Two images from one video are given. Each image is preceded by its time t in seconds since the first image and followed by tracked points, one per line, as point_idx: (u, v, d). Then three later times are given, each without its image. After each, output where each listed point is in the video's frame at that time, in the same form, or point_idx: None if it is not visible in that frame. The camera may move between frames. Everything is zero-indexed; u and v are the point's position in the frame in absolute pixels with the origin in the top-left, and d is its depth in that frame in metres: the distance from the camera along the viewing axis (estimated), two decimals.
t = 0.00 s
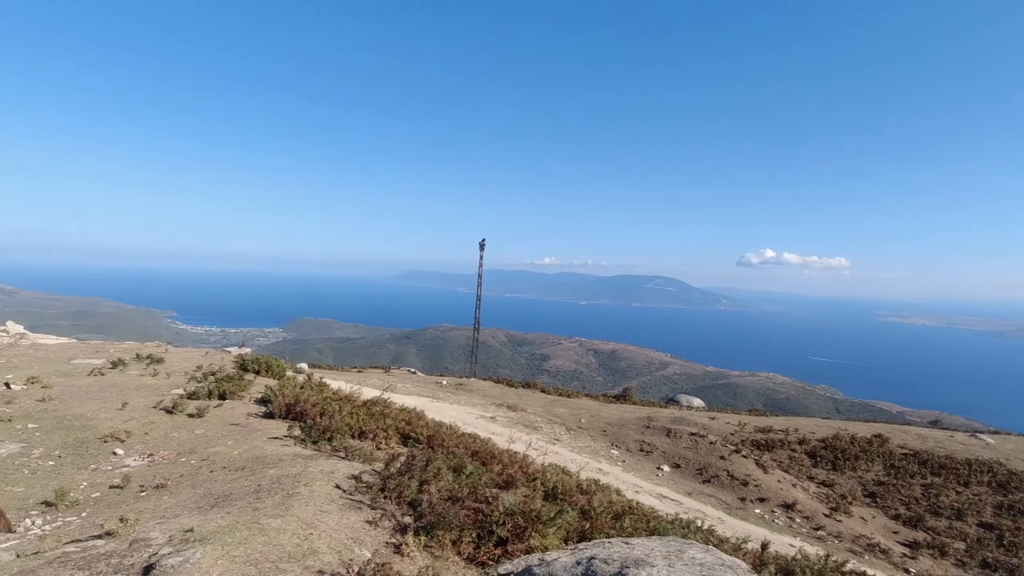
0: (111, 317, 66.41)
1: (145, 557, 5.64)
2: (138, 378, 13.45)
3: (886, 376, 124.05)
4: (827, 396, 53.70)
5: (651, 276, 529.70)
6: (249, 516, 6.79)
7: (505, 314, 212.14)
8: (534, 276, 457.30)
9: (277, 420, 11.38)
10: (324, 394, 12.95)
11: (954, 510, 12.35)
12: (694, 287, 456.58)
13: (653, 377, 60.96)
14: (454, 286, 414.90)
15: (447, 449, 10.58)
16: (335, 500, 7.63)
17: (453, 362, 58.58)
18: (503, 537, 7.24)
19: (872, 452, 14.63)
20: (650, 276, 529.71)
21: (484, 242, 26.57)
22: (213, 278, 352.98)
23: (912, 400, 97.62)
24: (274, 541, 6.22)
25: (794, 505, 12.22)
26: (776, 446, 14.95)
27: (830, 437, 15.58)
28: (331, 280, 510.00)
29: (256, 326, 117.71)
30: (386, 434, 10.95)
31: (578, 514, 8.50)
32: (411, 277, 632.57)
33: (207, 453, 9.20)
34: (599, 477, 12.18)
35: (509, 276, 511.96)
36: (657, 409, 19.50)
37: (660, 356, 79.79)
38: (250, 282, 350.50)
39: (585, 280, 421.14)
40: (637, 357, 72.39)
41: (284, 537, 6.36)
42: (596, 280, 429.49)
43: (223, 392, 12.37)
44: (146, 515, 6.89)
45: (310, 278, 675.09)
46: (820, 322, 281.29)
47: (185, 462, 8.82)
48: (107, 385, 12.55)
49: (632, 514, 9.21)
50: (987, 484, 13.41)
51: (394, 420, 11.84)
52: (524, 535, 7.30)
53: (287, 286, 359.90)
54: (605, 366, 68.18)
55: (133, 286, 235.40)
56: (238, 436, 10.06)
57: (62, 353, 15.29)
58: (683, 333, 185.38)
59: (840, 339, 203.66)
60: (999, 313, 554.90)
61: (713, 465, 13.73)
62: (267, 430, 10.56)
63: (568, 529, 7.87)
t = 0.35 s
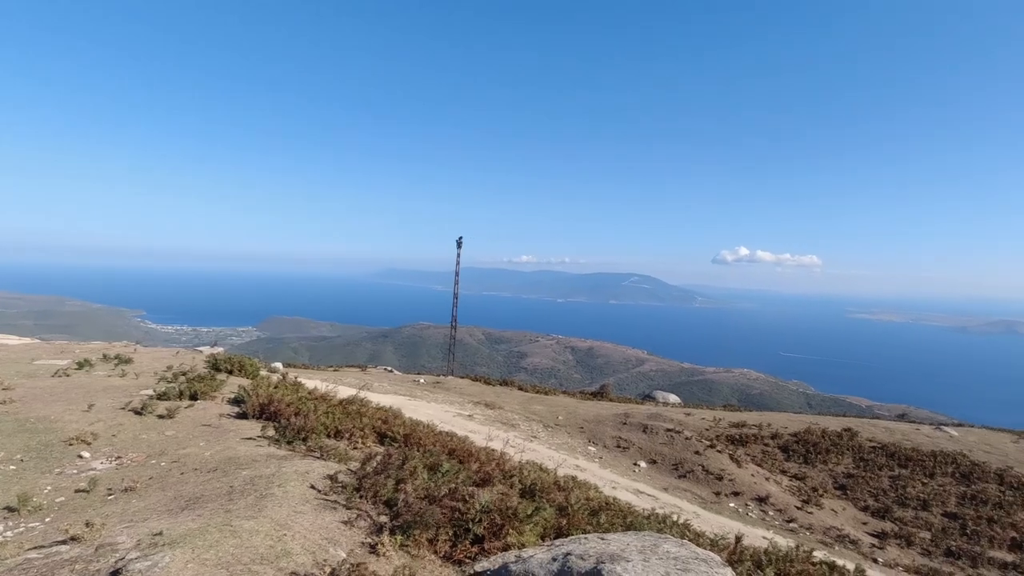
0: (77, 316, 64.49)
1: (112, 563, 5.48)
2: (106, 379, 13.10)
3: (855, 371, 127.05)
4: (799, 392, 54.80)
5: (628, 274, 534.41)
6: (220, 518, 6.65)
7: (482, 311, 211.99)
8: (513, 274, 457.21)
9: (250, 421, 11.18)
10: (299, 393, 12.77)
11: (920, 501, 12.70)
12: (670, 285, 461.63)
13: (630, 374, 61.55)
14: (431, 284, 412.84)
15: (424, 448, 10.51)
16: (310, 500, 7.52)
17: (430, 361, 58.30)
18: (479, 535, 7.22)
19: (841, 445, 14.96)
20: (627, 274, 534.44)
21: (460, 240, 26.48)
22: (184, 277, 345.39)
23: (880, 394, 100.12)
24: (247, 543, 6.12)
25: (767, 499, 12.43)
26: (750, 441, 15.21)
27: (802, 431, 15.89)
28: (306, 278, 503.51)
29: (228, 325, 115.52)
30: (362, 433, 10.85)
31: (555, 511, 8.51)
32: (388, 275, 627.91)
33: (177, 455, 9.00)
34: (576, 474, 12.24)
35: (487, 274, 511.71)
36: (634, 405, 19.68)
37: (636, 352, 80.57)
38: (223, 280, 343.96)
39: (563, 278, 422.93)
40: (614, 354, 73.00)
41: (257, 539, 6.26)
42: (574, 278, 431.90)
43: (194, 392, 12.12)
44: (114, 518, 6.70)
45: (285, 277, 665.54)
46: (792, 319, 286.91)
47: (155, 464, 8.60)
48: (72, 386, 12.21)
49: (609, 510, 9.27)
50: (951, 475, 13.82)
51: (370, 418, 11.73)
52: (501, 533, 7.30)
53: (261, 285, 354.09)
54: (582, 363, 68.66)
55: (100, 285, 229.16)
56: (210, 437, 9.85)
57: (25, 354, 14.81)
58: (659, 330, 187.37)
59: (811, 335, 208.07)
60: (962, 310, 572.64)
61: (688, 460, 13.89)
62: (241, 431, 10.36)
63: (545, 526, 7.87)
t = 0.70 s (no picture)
0: (36, 317, 62.32)
1: (71, 572, 5.29)
2: (67, 382, 12.70)
3: (823, 366, 130.22)
4: (769, 387, 55.89)
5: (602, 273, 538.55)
6: (186, 523, 6.49)
7: (458, 310, 211.17)
8: (488, 272, 456.43)
9: (219, 422, 10.95)
10: (270, 394, 12.54)
11: (884, 492, 13.05)
12: (645, 283, 466.51)
13: (604, 371, 62.06)
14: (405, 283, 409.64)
15: (397, 447, 10.42)
16: (280, 503, 7.39)
17: (404, 360, 57.89)
18: (453, 535, 7.19)
19: (809, 439, 15.30)
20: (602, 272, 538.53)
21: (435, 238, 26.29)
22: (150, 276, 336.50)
23: (846, 389, 102.79)
24: (214, 548, 5.98)
25: (738, 493, 12.64)
26: (721, 436, 15.44)
27: (772, 426, 16.19)
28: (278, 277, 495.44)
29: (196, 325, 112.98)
30: (335, 434, 10.71)
31: (529, 509, 8.51)
32: (362, 274, 621.54)
33: (142, 458, 8.75)
34: (551, 471, 12.27)
35: (462, 273, 510.22)
36: (608, 403, 19.83)
37: (610, 350, 81.32)
38: (192, 278, 336.80)
39: (538, 276, 424.07)
40: (588, 352, 73.52)
41: (225, 543, 6.13)
42: (549, 276, 433.45)
43: (160, 394, 11.82)
44: (75, 526, 6.48)
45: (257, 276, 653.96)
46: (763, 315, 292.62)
47: (119, 469, 8.35)
48: (32, 389, 11.79)
49: (582, 506, 9.31)
50: (914, 466, 14.24)
51: (342, 419, 11.58)
52: (474, 532, 7.27)
53: (231, 284, 347.55)
54: (557, 361, 68.97)
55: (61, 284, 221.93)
56: (178, 440, 9.63)
57: None
58: (633, 328, 189.18)
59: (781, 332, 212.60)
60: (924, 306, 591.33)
61: (661, 456, 14.04)
62: (209, 433, 10.14)
63: (519, 524, 7.85)
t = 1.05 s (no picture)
0: None
1: None
2: (19, 387, 12.17)
3: (786, 362, 133.80)
4: (736, 383, 57.08)
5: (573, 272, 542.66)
6: (143, 532, 6.27)
7: (429, 309, 209.99)
8: (460, 272, 455.31)
9: (181, 426, 10.63)
10: (235, 397, 12.23)
11: (847, 484, 13.41)
12: (615, 282, 471.30)
13: (575, 370, 62.56)
14: (375, 284, 405.40)
15: (366, 449, 10.27)
16: (244, 509, 7.20)
17: (375, 360, 57.34)
18: (422, 536, 7.11)
19: (775, 434, 15.63)
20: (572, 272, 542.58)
21: (404, 238, 26.08)
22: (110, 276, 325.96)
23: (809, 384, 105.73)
24: (173, 556, 5.79)
25: (706, 488, 12.83)
26: (690, 432, 15.66)
27: (739, 422, 16.49)
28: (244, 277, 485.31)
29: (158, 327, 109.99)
30: (303, 437, 10.50)
31: (499, 509, 8.46)
32: (331, 274, 613.27)
33: (99, 466, 8.42)
34: (523, 470, 12.26)
35: (433, 272, 507.77)
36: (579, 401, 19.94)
37: (580, 348, 82.00)
38: (154, 279, 327.44)
39: (509, 276, 424.96)
40: (559, 351, 73.97)
41: (185, 551, 5.94)
42: (520, 276, 434.73)
43: (119, 398, 11.42)
44: (25, 538, 6.21)
45: (223, 276, 639.40)
46: (729, 313, 298.84)
47: (74, 477, 8.03)
48: None
49: (552, 505, 9.31)
50: (874, 458, 14.68)
51: (311, 421, 11.37)
52: (444, 533, 7.18)
53: (195, 284, 339.19)
54: (528, 360, 69.23)
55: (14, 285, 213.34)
56: (137, 446, 9.31)
57: None
58: (603, 326, 191.02)
59: (747, 329, 217.33)
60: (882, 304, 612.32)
61: (632, 453, 14.15)
62: (171, 438, 9.83)
63: (489, 525, 7.79)
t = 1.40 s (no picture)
0: None
1: None
2: None
3: (753, 359, 136.73)
4: (704, 380, 58.11)
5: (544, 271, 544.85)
6: (100, 539, 6.05)
7: (400, 309, 208.09)
8: (431, 271, 453.00)
9: (142, 430, 10.31)
10: (199, 399, 11.91)
11: (810, 477, 13.75)
12: (586, 280, 474.94)
13: (546, 368, 62.86)
14: (345, 283, 399.98)
15: (335, 450, 10.11)
16: (207, 513, 7.01)
17: (345, 360, 56.60)
18: (391, 537, 7.01)
19: (742, 429, 15.92)
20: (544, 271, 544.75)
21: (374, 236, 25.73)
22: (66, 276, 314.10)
23: (773, 380, 108.28)
24: (133, 564, 5.60)
25: (676, 484, 13.00)
26: (659, 429, 15.86)
27: (707, 417, 16.77)
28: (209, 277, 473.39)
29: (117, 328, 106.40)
30: (270, 438, 10.29)
31: (470, 508, 8.42)
32: (300, 273, 603.24)
33: (54, 473, 8.10)
34: (494, 469, 12.24)
35: (404, 271, 503.72)
36: (550, 399, 20.02)
37: (551, 346, 82.40)
38: (113, 279, 316.56)
39: (480, 275, 424.26)
40: (530, 350, 74.22)
41: (145, 558, 5.74)
42: (491, 275, 434.30)
43: (75, 403, 11.01)
44: None
45: (187, 275, 623.22)
46: (697, 311, 304.17)
47: (27, 484, 7.71)
48: None
49: (523, 503, 9.32)
50: (836, 451, 15.08)
51: (278, 422, 11.15)
52: (413, 533, 7.12)
53: (158, 284, 330.04)
54: (500, 359, 69.30)
55: None
56: (95, 451, 8.99)
57: None
58: (575, 325, 192.09)
59: (714, 327, 221.41)
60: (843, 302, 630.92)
61: (602, 450, 14.25)
62: (130, 442, 9.53)
63: (459, 524, 7.73)
